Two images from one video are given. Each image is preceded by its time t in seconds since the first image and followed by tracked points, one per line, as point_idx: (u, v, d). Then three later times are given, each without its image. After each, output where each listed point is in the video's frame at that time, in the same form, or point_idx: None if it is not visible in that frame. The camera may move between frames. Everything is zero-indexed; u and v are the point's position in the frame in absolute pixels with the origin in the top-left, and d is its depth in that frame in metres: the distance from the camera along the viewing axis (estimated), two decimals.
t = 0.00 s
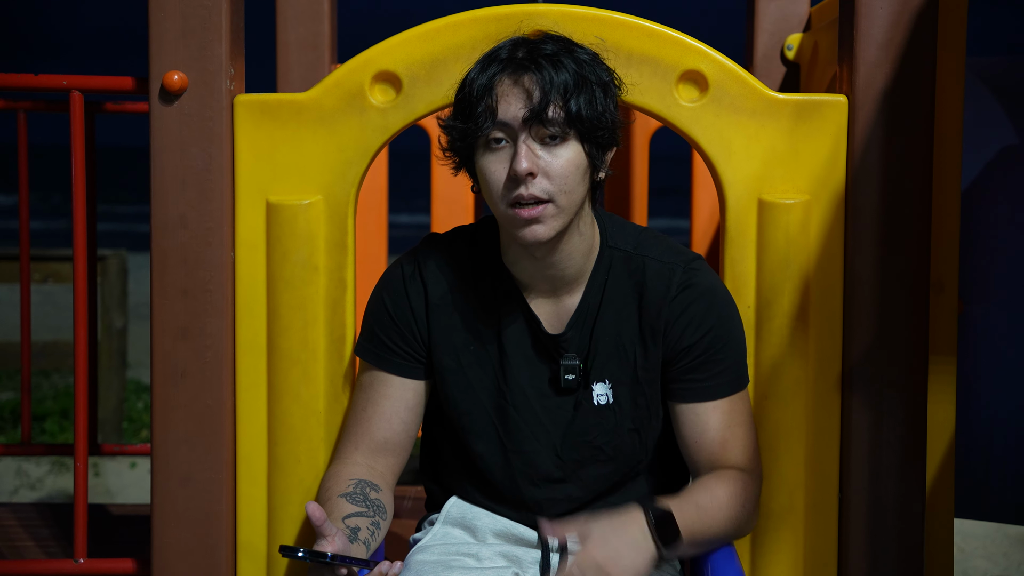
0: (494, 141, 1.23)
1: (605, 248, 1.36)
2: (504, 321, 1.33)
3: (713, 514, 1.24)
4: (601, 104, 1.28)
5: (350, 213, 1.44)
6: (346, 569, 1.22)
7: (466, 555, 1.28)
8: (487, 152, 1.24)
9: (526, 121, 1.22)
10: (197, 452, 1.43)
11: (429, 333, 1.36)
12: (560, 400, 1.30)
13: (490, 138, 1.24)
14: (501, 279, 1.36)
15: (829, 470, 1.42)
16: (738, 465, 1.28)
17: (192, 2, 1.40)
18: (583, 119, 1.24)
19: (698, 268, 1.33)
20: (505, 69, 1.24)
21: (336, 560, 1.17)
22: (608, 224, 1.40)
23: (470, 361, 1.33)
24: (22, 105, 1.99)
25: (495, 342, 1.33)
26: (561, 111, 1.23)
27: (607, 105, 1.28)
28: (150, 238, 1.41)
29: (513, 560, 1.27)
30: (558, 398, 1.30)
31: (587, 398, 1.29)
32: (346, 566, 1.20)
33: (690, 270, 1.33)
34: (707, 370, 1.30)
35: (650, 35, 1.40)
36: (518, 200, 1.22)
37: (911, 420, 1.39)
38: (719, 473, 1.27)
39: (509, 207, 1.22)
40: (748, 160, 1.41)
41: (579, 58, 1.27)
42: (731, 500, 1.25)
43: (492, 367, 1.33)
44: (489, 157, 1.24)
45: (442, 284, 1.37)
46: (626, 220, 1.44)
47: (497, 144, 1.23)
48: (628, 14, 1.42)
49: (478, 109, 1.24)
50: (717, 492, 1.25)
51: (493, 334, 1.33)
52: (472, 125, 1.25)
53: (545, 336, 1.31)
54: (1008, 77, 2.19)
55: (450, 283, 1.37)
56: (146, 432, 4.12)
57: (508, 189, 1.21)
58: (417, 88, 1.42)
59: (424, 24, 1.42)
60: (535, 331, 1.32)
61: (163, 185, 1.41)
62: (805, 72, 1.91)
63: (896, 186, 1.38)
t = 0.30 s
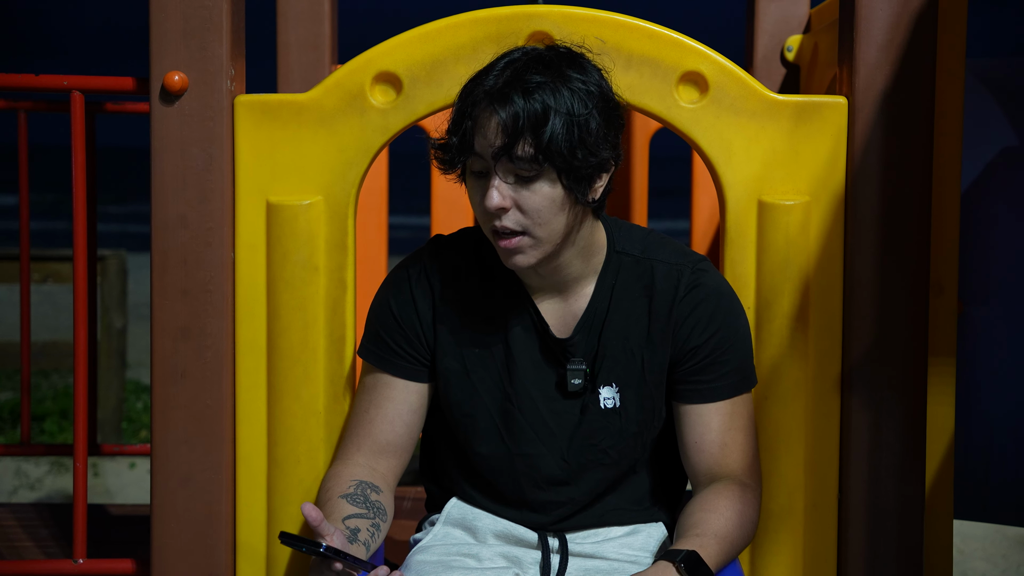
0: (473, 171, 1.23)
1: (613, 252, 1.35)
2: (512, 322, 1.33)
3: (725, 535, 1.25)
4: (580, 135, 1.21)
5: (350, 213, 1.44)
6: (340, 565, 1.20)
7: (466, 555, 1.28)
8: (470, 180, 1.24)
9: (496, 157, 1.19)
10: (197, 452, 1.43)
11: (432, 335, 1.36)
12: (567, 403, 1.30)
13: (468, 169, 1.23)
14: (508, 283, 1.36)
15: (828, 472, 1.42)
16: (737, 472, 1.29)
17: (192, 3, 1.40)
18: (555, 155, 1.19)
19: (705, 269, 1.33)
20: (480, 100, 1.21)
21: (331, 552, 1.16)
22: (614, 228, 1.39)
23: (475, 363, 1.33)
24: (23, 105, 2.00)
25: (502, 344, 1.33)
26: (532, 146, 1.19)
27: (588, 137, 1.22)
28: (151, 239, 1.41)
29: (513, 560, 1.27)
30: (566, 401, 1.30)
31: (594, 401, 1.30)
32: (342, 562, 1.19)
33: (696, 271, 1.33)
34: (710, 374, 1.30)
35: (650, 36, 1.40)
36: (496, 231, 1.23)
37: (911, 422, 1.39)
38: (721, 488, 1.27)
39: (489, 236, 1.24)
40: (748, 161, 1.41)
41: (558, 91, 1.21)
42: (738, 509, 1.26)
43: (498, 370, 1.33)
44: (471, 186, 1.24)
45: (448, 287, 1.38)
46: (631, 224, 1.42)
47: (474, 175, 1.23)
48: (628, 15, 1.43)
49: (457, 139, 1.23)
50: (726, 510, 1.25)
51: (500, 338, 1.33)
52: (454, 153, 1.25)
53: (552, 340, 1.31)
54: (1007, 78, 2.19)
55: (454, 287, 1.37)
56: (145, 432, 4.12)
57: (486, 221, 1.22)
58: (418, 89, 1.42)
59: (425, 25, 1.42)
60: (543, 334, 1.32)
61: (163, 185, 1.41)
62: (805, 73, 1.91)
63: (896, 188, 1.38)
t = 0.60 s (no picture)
0: (471, 172, 1.23)
1: (609, 253, 1.35)
2: (507, 322, 1.33)
3: (725, 535, 1.25)
4: (579, 137, 1.22)
5: (349, 213, 1.44)
6: (339, 562, 1.19)
7: (464, 555, 1.28)
8: (467, 181, 1.24)
9: (494, 158, 1.19)
10: (196, 452, 1.43)
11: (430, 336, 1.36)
12: (563, 403, 1.30)
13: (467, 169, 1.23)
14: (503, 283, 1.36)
15: (827, 471, 1.42)
16: (735, 471, 1.29)
17: (191, 2, 1.40)
18: (552, 157, 1.19)
19: (703, 268, 1.33)
20: (479, 101, 1.20)
21: (328, 550, 1.16)
22: (610, 228, 1.39)
23: (471, 363, 1.33)
24: (22, 104, 1.99)
25: (498, 343, 1.33)
26: (530, 148, 1.19)
27: (586, 141, 1.23)
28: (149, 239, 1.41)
29: (511, 560, 1.28)
30: (562, 402, 1.30)
31: (591, 401, 1.30)
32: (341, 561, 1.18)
33: (694, 270, 1.33)
34: (707, 375, 1.30)
35: (649, 35, 1.40)
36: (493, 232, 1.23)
37: (910, 421, 1.39)
38: (721, 488, 1.28)
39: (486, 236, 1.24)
40: (746, 161, 1.41)
41: (557, 94, 1.20)
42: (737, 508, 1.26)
43: (495, 371, 1.33)
44: (469, 187, 1.24)
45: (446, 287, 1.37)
46: (628, 224, 1.43)
47: (473, 175, 1.22)
48: (627, 14, 1.42)
49: (455, 138, 1.23)
50: (725, 510, 1.26)
51: (496, 337, 1.34)
52: (451, 154, 1.25)
53: (547, 340, 1.31)
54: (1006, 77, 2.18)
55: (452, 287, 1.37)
56: (144, 432, 4.12)
57: (482, 223, 1.22)
58: (416, 88, 1.42)
59: (423, 24, 1.42)
60: (539, 334, 1.32)
61: (162, 184, 1.41)
62: (804, 72, 1.91)
63: (894, 187, 1.39)
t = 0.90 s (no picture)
0: (466, 172, 1.23)
1: (607, 252, 1.35)
2: (506, 320, 1.33)
3: (718, 527, 1.25)
4: (573, 134, 1.22)
5: (346, 213, 1.44)
6: (341, 567, 1.20)
7: (462, 554, 1.28)
8: (463, 181, 1.24)
9: (489, 158, 1.19)
10: (194, 452, 1.43)
11: (428, 335, 1.36)
12: (563, 402, 1.30)
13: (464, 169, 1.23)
14: (501, 282, 1.36)
15: (824, 470, 1.42)
16: (734, 468, 1.29)
17: (187, 2, 1.40)
18: (548, 155, 1.19)
19: (701, 267, 1.33)
20: (472, 102, 1.20)
21: (330, 556, 1.16)
22: (608, 227, 1.39)
23: (470, 361, 1.33)
24: (20, 105, 1.99)
25: (497, 341, 1.33)
26: (524, 147, 1.19)
27: (580, 138, 1.23)
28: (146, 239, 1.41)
29: (510, 559, 1.28)
30: (561, 401, 1.30)
31: (590, 400, 1.30)
32: (343, 565, 1.19)
33: (692, 269, 1.33)
34: (705, 371, 1.30)
35: (645, 34, 1.40)
36: (491, 231, 1.23)
37: (907, 420, 1.40)
38: (721, 480, 1.28)
39: (484, 236, 1.24)
40: (743, 160, 1.41)
41: (549, 92, 1.20)
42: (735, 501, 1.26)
43: (493, 370, 1.33)
44: (464, 188, 1.24)
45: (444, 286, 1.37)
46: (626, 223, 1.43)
47: (471, 176, 1.22)
48: (623, 13, 1.43)
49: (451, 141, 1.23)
50: (723, 501, 1.26)
51: (494, 335, 1.34)
52: (446, 156, 1.25)
53: (547, 339, 1.31)
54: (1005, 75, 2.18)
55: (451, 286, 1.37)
56: (143, 433, 4.12)
57: (480, 222, 1.23)
58: (412, 88, 1.42)
59: (419, 24, 1.42)
60: (538, 332, 1.32)
61: (159, 184, 1.41)
62: (801, 72, 1.91)
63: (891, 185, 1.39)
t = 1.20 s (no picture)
0: (488, 152, 1.24)
1: (609, 249, 1.36)
2: (510, 321, 1.33)
3: (654, 495, 1.22)
4: (593, 107, 1.26)
5: (345, 213, 1.44)
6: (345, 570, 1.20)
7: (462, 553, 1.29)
8: (481, 164, 1.25)
9: (516, 131, 1.21)
10: (194, 452, 1.43)
11: (430, 334, 1.36)
12: (565, 401, 1.30)
13: (484, 150, 1.24)
14: (502, 280, 1.37)
15: (823, 469, 1.42)
16: (715, 459, 1.26)
17: (187, 3, 1.40)
18: (574, 124, 1.22)
19: (701, 264, 1.34)
20: (492, 81, 1.23)
21: (333, 560, 1.17)
22: (612, 226, 1.40)
23: (473, 360, 1.33)
24: (20, 106, 1.99)
25: (501, 341, 1.34)
26: (551, 117, 1.22)
27: (599, 109, 1.26)
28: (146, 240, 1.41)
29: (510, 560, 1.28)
30: (564, 399, 1.30)
31: (591, 397, 1.29)
32: (345, 570, 1.19)
33: (693, 265, 1.34)
34: (704, 360, 1.29)
35: (644, 35, 1.40)
36: (515, 210, 1.22)
37: (906, 419, 1.40)
38: (695, 466, 1.26)
39: (507, 216, 1.23)
40: (741, 160, 1.41)
41: (568, 65, 1.25)
42: (685, 483, 1.23)
43: (496, 369, 1.33)
44: (484, 169, 1.24)
45: (447, 284, 1.38)
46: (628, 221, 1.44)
47: (491, 155, 1.24)
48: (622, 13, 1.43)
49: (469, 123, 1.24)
50: (673, 478, 1.24)
51: (498, 335, 1.34)
52: (466, 139, 1.26)
53: (550, 336, 1.31)
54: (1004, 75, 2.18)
55: (454, 285, 1.38)
56: (144, 433, 4.12)
57: (505, 200, 1.22)
58: (411, 89, 1.42)
59: (418, 25, 1.42)
60: (541, 330, 1.32)
61: (158, 185, 1.41)
62: (800, 72, 1.91)
63: (890, 184, 1.39)
